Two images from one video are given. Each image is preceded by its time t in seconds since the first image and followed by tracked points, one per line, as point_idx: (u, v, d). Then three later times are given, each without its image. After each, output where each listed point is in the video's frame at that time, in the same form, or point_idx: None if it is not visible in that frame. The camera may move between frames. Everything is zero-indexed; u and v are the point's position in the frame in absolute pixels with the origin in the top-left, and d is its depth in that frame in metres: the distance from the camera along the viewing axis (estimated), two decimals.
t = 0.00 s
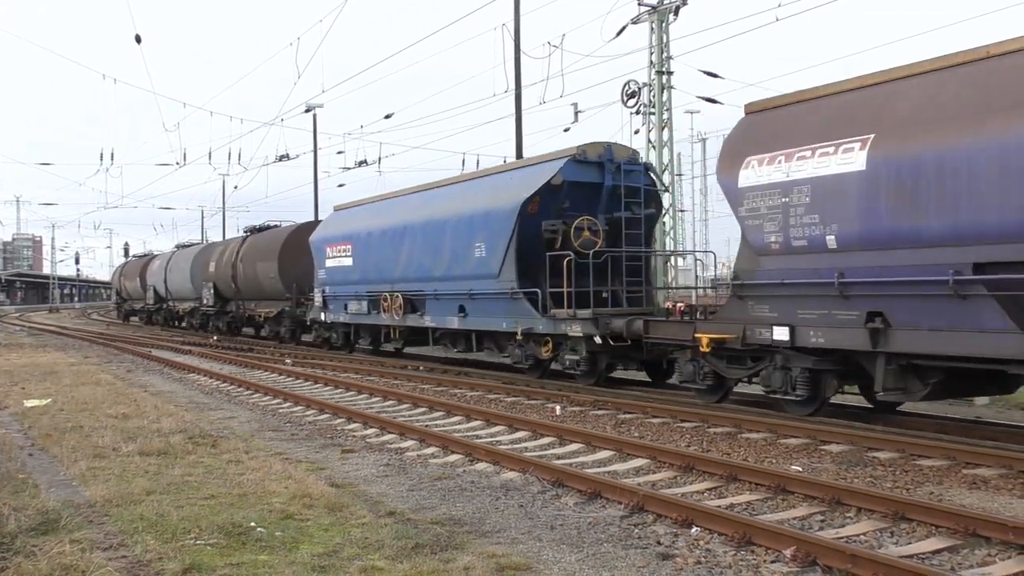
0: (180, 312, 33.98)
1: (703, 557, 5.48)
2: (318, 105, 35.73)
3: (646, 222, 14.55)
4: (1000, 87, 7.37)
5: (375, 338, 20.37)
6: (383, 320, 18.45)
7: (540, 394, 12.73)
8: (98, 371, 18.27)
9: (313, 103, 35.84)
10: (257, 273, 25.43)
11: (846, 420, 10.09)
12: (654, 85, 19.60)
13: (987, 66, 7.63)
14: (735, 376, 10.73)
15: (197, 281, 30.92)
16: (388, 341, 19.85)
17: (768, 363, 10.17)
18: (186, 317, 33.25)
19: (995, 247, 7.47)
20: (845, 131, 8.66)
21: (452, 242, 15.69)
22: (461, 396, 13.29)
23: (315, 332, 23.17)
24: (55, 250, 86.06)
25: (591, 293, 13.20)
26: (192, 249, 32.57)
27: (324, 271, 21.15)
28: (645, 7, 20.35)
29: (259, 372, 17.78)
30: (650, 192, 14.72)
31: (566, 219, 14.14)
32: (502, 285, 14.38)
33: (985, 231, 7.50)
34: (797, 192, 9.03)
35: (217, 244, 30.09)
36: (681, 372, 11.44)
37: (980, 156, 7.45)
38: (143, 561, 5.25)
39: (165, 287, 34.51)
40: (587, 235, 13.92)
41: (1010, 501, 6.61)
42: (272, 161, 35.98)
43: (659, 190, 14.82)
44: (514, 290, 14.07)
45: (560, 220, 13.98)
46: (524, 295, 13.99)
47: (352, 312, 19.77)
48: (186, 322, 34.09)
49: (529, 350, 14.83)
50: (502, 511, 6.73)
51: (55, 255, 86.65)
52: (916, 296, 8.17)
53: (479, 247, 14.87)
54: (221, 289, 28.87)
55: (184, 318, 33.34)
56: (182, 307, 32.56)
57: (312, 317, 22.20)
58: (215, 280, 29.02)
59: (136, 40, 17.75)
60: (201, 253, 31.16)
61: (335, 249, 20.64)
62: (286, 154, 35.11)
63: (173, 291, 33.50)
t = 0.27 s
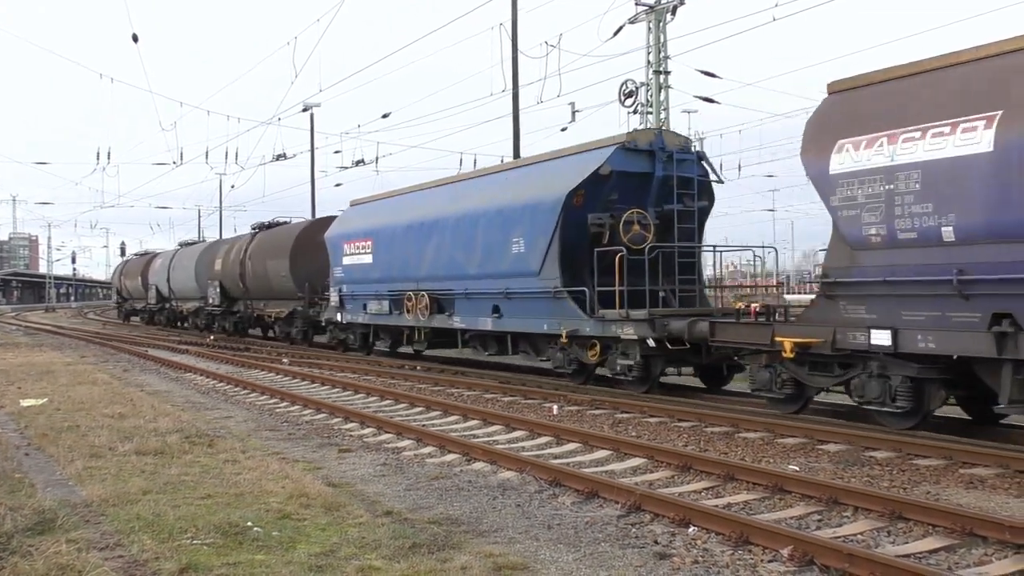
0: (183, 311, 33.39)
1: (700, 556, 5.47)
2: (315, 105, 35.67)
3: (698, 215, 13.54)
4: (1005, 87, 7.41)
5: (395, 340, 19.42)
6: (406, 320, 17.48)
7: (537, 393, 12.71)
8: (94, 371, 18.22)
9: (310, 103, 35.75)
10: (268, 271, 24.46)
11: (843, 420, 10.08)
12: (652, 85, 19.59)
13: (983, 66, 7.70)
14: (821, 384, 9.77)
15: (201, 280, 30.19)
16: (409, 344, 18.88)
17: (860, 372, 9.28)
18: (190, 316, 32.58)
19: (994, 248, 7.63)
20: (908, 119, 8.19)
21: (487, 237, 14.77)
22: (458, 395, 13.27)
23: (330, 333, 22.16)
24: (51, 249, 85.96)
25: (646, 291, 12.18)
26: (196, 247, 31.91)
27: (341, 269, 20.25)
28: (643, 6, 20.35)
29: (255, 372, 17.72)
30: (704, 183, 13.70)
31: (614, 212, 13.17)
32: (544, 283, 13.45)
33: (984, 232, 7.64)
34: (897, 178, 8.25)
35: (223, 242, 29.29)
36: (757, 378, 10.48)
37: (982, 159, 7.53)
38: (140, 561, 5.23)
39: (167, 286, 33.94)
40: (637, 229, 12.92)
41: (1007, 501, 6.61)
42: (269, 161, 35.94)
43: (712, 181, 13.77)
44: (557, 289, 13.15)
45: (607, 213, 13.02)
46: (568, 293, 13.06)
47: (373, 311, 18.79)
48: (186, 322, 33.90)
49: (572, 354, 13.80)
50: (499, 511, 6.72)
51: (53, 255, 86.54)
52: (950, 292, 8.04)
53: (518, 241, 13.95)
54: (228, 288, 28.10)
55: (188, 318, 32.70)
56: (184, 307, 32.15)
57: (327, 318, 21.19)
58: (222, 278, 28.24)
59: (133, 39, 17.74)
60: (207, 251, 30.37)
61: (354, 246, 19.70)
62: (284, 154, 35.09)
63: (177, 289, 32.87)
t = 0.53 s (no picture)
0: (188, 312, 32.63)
1: (698, 556, 5.48)
2: (312, 104, 35.63)
3: (764, 207, 12.31)
4: None
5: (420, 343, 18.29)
6: (435, 322, 16.23)
7: (535, 393, 12.72)
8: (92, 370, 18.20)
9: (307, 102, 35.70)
10: (281, 268, 23.33)
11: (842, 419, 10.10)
12: (649, 84, 19.61)
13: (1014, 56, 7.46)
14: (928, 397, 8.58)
15: (207, 279, 29.30)
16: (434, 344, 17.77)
17: (980, 382, 8.04)
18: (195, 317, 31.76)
19: None
20: (1012, 99, 7.39)
21: (527, 232, 13.56)
22: (456, 395, 13.29)
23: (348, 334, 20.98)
24: (48, 249, 85.97)
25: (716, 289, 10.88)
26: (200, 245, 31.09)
27: (360, 266, 19.04)
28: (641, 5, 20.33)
29: (252, 372, 17.67)
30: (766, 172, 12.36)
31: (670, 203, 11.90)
32: (593, 282, 12.26)
33: None
34: None
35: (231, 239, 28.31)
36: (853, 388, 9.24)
37: None
38: (137, 561, 5.23)
39: (170, 285, 33.24)
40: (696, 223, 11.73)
41: (1003, 500, 6.63)
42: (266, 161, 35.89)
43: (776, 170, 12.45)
44: (608, 288, 11.95)
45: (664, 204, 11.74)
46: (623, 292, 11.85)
47: (396, 311, 17.59)
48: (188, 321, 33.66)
49: (625, 359, 12.42)
50: (497, 510, 6.73)
51: (49, 254, 86.66)
52: (1018, 292, 7.49)
53: (565, 237, 12.74)
54: (235, 287, 27.17)
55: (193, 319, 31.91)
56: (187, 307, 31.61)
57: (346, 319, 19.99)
58: (229, 277, 27.33)
59: (131, 39, 17.72)
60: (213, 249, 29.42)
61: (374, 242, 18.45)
62: (281, 154, 35.07)
63: (182, 289, 32.06)
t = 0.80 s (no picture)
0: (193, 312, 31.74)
1: (695, 555, 5.48)
2: (310, 103, 35.58)
3: (846, 197, 10.98)
4: None
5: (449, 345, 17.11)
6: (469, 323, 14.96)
7: (532, 392, 12.73)
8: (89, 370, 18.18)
9: (304, 101, 35.66)
10: (297, 266, 22.10)
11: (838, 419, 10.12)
12: (647, 84, 19.61)
13: None
14: None
15: (214, 279, 28.29)
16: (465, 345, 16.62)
17: None
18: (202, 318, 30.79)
19: None
20: None
21: (576, 225, 12.29)
22: (454, 394, 13.30)
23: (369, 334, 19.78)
24: (45, 248, 85.83)
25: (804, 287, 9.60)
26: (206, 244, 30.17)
27: (382, 263, 17.81)
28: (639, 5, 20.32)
29: (250, 372, 17.63)
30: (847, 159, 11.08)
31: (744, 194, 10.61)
32: (655, 281, 11.04)
33: None
34: None
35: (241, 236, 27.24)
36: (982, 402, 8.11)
37: None
38: (134, 561, 5.22)
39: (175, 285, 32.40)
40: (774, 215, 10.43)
41: (1001, 499, 6.64)
42: (263, 160, 35.83)
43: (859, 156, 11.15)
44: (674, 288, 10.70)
45: (738, 194, 10.47)
46: (692, 292, 10.59)
47: (422, 312, 16.35)
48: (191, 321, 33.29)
49: (692, 364, 11.13)
50: (495, 510, 6.73)
51: (45, 253, 86.50)
52: None
53: (623, 230, 11.45)
54: (246, 287, 26.18)
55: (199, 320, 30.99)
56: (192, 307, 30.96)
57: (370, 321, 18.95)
58: (239, 277, 26.30)
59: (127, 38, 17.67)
60: (222, 247, 28.41)
61: (399, 237, 17.17)
62: (279, 154, 35.06)
63: (188, 289, 31.15)
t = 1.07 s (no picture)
0: (202, 312, 31.12)
1: (694, 555, 5.48)
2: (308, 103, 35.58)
3: (937, 186, 10.07)
4: None
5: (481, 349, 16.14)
6: (509, 326, 14.04)
7: (531, 391, 12.73)
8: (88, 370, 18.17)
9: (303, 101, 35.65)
10: (315, 265, 21.15)
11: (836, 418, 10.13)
12: (646, 83, 19.61)
13: None
14: None
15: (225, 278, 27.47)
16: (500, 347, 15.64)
17: None
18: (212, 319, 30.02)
19: None
20: None
21: (632, 219, 11.35)
22: (452, 394, 13.31)
23: (391, 338, 18.83)
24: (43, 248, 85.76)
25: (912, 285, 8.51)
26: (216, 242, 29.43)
27: (408, 262, 16.88)
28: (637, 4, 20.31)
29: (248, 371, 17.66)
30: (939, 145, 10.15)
31: (829, 183, 9.71)
32: (726, 278, 10.10)
33: None
34: None
35: (255, 234, 26.36)
36: None
37: None
38: (132, 560, 5.22)
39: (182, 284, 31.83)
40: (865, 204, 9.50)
41: (1000, 499, 6.64)
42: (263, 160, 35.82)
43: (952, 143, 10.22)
44: (749, 285, 9.75)
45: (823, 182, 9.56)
46: (772, 290, 9.62)
47: (455, 313, 15.45)
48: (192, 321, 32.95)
49: (771, 371, 10.06)
50: (494, 509, 6.73)
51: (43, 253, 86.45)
52: None
53: (687, 224, 10.52)
54: (257, 286, 25.30)
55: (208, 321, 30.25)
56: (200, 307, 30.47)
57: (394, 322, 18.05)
58: (251, 277, 25.38)
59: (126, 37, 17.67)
60: (233, 246, 27.53)
61: (427, 233, 16.22)
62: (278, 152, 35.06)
63: (197, 289, 30.43)
